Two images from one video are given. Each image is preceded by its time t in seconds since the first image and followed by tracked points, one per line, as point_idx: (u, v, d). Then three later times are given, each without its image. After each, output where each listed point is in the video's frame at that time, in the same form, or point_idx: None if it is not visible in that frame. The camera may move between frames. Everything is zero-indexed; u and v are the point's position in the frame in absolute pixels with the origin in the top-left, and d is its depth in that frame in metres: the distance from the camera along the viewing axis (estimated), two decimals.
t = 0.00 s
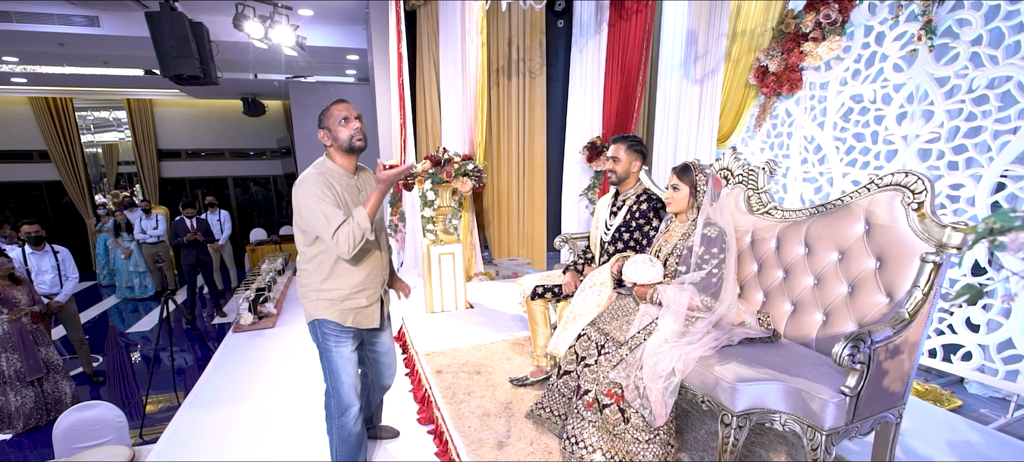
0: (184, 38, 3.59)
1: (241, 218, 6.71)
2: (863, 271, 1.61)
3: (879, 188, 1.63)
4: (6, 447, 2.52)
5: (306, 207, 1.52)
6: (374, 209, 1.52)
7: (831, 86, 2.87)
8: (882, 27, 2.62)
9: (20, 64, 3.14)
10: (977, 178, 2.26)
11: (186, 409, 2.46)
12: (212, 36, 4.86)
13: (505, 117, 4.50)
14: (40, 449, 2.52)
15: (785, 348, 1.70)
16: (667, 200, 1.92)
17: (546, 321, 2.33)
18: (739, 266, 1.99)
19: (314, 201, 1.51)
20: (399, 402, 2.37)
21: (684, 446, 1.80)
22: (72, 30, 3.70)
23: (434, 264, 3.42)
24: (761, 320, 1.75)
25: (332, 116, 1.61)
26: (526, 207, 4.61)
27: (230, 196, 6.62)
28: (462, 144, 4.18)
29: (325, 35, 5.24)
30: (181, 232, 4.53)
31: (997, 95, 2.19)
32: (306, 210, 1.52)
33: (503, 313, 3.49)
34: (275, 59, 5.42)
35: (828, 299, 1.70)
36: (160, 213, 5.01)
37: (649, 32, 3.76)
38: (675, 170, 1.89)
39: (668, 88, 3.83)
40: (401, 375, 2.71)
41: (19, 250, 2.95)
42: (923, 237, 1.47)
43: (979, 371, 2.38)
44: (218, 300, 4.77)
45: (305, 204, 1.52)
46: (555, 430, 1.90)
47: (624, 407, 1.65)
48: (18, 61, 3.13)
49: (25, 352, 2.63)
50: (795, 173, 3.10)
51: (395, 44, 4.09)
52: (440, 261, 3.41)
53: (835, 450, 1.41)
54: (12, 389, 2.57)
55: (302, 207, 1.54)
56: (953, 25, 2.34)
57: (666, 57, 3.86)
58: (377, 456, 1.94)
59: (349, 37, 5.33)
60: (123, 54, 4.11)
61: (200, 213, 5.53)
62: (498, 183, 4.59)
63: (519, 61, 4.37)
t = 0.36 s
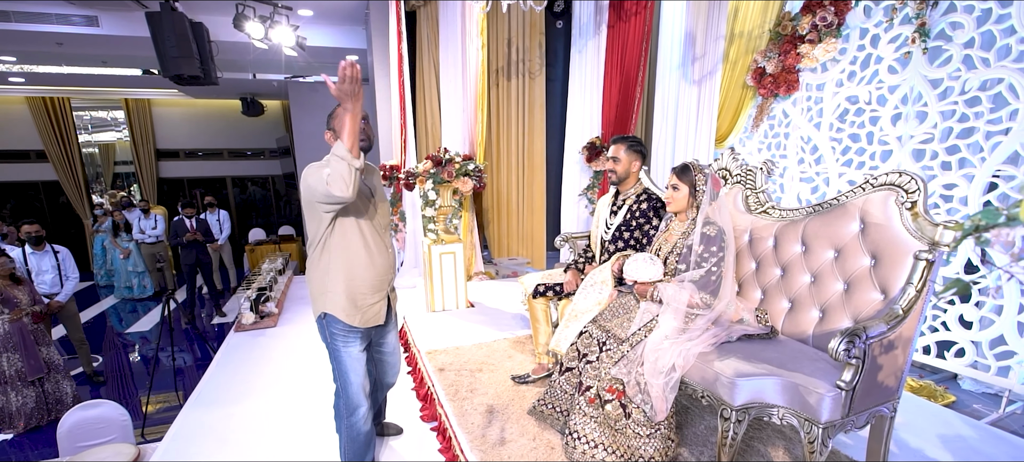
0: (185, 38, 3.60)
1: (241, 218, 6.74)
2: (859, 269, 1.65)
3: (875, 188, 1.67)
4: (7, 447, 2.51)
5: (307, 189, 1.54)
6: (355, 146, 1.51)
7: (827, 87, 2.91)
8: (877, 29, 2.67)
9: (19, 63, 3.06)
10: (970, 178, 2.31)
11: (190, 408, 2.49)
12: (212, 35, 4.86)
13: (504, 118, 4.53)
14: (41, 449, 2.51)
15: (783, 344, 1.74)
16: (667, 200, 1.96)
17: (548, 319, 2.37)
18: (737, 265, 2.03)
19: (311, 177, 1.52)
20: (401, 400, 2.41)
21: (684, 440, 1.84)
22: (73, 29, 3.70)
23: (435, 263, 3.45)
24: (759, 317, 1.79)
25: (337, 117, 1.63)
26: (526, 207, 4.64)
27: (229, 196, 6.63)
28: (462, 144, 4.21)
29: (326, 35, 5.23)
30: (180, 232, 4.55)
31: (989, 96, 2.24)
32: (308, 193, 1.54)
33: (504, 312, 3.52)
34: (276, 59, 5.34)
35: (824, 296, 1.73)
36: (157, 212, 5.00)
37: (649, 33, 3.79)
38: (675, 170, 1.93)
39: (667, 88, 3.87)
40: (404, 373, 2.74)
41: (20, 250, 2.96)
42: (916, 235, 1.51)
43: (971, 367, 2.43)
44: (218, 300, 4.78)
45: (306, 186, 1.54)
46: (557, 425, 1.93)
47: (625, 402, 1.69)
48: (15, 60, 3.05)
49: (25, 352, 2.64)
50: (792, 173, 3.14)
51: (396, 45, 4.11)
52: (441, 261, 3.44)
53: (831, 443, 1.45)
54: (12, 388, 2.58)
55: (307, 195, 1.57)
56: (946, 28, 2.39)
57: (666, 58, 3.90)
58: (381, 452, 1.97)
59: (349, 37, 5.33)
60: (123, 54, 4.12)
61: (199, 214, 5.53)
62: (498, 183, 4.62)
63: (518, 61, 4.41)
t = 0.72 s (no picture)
0: (180, 38, 3.60)
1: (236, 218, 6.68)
2: (849, 268, 1.68)
3: (864, 188, 1.69)
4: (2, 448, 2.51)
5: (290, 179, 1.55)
6: (306, 115, 1.46)
7: (820, 88, 2.94)
8: (868, 31, 2.70)
9: (13, 62, 3.09)
10: (959, 178, 2.35)
11: (187, 407, 2.49)
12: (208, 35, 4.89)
13: (500, 118, 4.55)
14: (37, 450, 2.51)
15: (775, 342, 1.76)
16: (661, 200, 1.98)
17: (544, 318, 2.38)
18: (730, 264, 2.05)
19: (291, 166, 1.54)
20: (398, 399, 2.42)
21: (678, 437, 1.86)
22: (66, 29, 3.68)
23: (431, 263, 3.46)
24: (752, 316, 1.82)
25: (338, 117, 1.65)
26: (521, 207, 4.67)
27: (224, 196, 6.61)
28: (458, 144, 4.23)
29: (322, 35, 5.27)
30: (176, 232, 4.55)
31: (978, 98, 2.28)
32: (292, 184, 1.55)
33: (501, 311, 3.54)
34: (271, 59, 5.33)
35: (815, 295, 1.76)
36: (152, 214, 4.94)
37: (644, 34, 3.81)
38: (668, 170, 1.96)
39: (662, 89, 3.89)
40: (401, 372, 2.75)
41: (14, 250, 2.95)
42: (904, 234, 1.54)
43: (960, 365, 2.47)
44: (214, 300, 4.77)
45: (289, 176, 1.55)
46: (553, 423, 1.95)
47: (619, 400, 1.70)
48: (9, 59, 3.08)
49: (20, 353, 2.63)
50: (785, 173, 3.18)
51: (392, 45, 4.12)
52: (437, 260, 3.45)
53: (821, 439, 1.47)
54: (8, 389, 2.56)
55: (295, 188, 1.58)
56: (936, 31, 2.43)
57: (659, 58, 3.92)
58: (378, 450, 1.98)
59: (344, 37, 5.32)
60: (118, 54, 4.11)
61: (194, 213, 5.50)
62: (494, 183, 4.64)
63: (513, 62, 4.43)
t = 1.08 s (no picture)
0: (178, 38, 3.58)
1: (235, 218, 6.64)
2: (846, 268, 1.68)
3: (862, 188, 1.70)
4: None
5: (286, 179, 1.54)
6: (288, 132, 1.39)
7: (818, 88, 2.94)
8: (866, 31, 2.71)
9: (10, 61, 3.00)
10: (956, 178, 2.35)
11: (186, 408, 2.48)
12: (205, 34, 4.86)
13: (499, 118, 4.55)
14: (34, 451, 2.50)
15: (773, 342, 1.76)
16: (659, 199, 1.98)
17: (542, 318, 2.39)
18: (728, 263, 2.05)
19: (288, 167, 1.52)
20: (396, 399, 2.42)
21: (677, 437, 1.86)
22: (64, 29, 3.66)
23: (429, 262, 3.46)
24: (750, 316, 1.82)
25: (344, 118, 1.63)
26: (519, 206, 4.66)
27: (222, 195, 6.60)
28: (456, 143, 4.23)
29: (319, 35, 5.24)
30: (174, 232, 4.51)
31: (975, 98, 2.28)
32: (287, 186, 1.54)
33: (499, 311, 3.54)
34: (269, 59, 5.32)
35: (813, 295, 1.76)
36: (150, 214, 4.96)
37: (642, 33, 3.81)
38: (667, 170, 1.96)
39: (659, 89, 3.90)
40: (399, 372, 2.75)
41: (11, 251, 2.94)
42: (902, 234, 1.54)
43: (958, 364, 2.47)
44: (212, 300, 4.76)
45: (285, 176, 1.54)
46: (552, 423, 1.95)
47: (618, 399, 1.70)
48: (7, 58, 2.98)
49: (18, 354, 2.61)
50: (783, 173, 3.18)
51: (390, 44, 4.11)
52: (435, 260, 3.44)
53: (819, 438, 1.47)
54: (5, 389, 2.55)
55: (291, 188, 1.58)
56: (933, 31, 2.43)
57: (657, 58, 3.92)
58: (377, 450, 1.98)
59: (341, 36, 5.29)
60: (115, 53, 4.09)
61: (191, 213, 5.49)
62: (492, 183, 4.65)
63: (512, 62, 4.42)
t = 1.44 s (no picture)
0: (175, 37, 3.56)
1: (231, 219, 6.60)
2: (846, 268, 1.67)
3: (861, 188, 1.69)
4: None
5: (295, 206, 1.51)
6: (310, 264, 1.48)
7: (817, 87, 2.94)
8: (865, 31, 2.70)
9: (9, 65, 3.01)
10: (956, 177, 2.35)
11: (183, 408, 2.47)
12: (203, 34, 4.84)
13: (497, 118, 4.55)
14: (31, 452, 2.48)
15: (772, 342, 1.76)
16: (658, 199, 1.97)
17: (541, 318, 2.38)
18: (727, 264, 2.05)
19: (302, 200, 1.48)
20: (395, 399, 2.41)
21: (676, 438, 1.85)
22: (68, 29, 3.66)
23: (428, 263, 3.44)
24: (749, 316, 1.81)
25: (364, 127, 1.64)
26: (518, 206, 4.66)
27: (220, 195, 6.53)
28: (455, 144, 4.25)
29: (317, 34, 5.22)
30: (172, 232, 4.47)
31: (974, 97, 2.28)
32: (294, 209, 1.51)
33: (498, 311, 3.53)
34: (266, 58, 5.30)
35: (812, 295, 1.76)
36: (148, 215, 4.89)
37: (641, 33, 3.81)
38: (666, 170, 1.95)
39: (658, 88, 3.89)
40: (398, 372, 2.74)
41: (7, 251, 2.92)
42: (901, 234, 1.53)
43: (958, 364, 2.47)
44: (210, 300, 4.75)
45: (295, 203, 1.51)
46: (551, 423, 1.95)
47: (617, 400, 1.69)
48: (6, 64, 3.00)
49: (15, 354, 2.60)
50: (782, 173, 3.17)
51: (388, 44, 4.10)
52: (434, 260, 3.43)
53: (819, 439, 1.47)
54: (2, 390, 2.54)
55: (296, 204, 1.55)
56: (932, 30, 2.43)
57: (656, 57, 3.92)
58: (375, 450, 1.97)
59: (340, 36, 5.27)
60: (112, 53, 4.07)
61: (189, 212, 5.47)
62: (490, 183, 4.66)
63: (510, 61, 4.42)
